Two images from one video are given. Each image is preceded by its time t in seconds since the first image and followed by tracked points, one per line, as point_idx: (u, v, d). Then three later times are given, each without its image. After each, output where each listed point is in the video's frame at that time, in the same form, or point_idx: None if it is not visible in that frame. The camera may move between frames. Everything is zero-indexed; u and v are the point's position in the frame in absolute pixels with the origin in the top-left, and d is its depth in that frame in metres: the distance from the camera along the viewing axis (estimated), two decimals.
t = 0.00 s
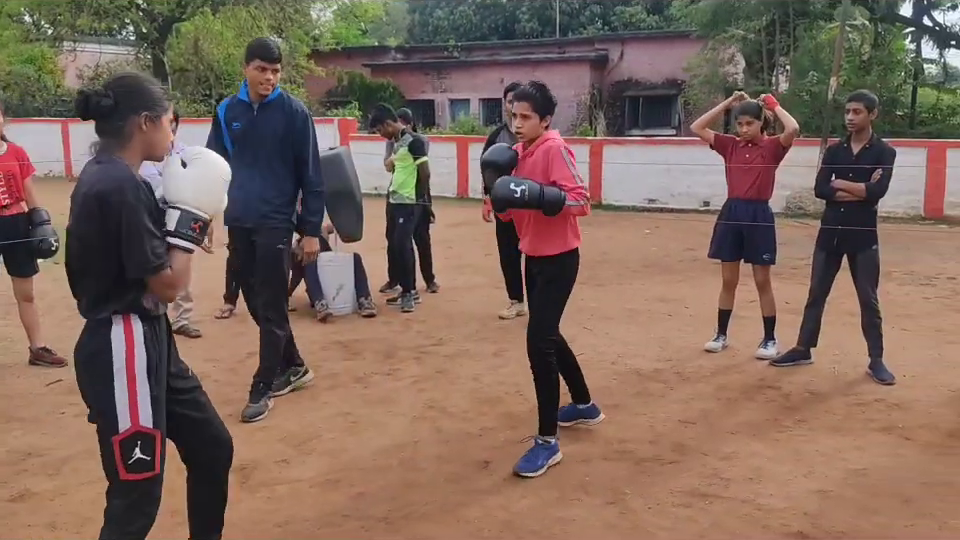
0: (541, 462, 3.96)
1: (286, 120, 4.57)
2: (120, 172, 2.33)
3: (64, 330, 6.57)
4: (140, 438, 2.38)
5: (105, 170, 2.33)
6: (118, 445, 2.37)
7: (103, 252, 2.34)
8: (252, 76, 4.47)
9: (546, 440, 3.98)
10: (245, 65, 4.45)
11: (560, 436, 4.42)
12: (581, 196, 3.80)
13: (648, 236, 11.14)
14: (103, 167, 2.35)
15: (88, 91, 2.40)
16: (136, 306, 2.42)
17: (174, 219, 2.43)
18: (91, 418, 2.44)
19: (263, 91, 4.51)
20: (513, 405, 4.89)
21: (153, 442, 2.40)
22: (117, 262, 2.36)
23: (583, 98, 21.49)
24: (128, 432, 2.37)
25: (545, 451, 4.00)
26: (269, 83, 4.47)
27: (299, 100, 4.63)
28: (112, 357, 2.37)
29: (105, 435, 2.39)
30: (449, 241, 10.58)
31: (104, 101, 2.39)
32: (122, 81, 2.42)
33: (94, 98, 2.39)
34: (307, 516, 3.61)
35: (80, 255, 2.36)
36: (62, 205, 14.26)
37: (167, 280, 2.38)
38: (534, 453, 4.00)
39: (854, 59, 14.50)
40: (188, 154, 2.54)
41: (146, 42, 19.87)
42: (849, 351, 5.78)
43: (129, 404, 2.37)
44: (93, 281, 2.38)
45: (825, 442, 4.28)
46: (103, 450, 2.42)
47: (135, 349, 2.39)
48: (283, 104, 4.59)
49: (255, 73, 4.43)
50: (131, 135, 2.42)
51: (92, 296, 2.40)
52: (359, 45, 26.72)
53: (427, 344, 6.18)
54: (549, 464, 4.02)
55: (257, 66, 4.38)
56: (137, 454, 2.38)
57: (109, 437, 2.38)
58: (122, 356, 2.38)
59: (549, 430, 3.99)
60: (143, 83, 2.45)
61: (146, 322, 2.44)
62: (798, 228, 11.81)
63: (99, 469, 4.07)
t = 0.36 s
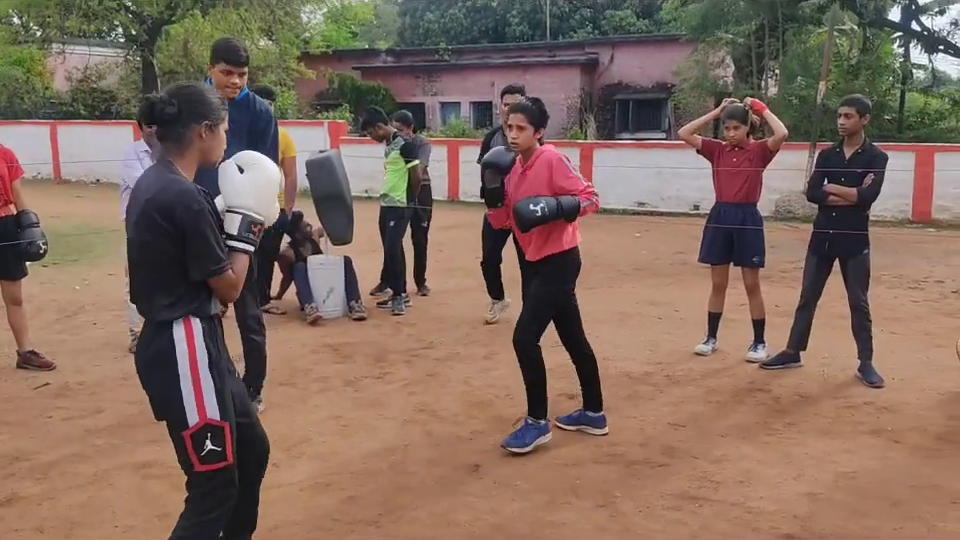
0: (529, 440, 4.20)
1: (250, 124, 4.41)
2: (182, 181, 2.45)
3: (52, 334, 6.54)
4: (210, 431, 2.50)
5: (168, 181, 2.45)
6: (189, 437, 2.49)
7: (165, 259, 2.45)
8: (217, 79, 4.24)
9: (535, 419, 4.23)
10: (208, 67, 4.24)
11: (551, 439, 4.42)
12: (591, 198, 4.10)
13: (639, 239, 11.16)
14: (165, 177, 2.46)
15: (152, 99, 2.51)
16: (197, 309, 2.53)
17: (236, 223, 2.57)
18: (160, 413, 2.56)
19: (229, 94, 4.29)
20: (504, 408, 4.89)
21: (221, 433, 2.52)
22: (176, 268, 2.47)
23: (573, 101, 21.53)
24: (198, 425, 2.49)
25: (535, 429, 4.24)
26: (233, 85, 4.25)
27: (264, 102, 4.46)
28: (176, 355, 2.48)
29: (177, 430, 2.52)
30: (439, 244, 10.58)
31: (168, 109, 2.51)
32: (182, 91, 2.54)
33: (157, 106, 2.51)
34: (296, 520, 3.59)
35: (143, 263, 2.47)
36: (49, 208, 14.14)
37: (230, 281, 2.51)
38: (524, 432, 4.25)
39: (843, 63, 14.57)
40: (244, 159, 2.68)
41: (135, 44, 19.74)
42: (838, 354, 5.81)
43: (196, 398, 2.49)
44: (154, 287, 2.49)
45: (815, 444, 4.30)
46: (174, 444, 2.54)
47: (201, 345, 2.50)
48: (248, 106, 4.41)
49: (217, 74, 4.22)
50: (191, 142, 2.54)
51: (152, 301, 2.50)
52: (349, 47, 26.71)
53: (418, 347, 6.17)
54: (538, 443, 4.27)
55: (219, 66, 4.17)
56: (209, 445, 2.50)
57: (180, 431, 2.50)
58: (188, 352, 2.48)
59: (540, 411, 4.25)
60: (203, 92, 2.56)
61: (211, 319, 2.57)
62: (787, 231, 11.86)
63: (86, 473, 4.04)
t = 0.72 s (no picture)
0: (526, 439, 4.35)
1: (198, 125, 4.40)
2: (262, 195, 2.67)
3: (53, 338, 6.54)
4: (265, 430, 2.70)
5: (248, 196, 2.66)
6: (245, 432, 2.69)
7: (248, 267, 2.67)
8: (157, 82, 4.20)
9: (529, 420, 4.38)
10: (149, 71, 4.19)
11: (551, 444, 4.41)
12: (538, 220, 4.10)
13: (640, 244, 11.16)
14: (243, 191, 2.68)
15: (227, 121, 2.71)
16: (273, 312, 2.77)
17: (307, 229, 2.75)
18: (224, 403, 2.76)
19: (170, 98, 4.26)
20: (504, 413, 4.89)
21: (274, 433, 2.73)
22: (256, 275, 2.70)
23: (574, 107, 21.55)
24: (255, 422, 2.69)
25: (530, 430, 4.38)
26: (174, 86, 4.23)
27: (209, 102, 4.49)
28: (251, 357, 2.70)
29: (233, 422, 2.72)
30: (439, 249, 10.59)
31: (241, 130, 2.71)
32: (251, 110, 2.74)
33: (232, 126, 2.72)
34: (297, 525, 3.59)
35: (225, 272, 2.68)
36: (50, 213, 14.13)
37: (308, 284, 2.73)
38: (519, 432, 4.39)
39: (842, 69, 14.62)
40: (308, 170, 2.86)
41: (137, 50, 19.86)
42: (839, 360, 5.81)
43: (259, 397, 2.70)
44: (236, 294, 2.70)
45: (815, 450, 4.29)
46: (229, 435, 2.74)
47: (270, 351, 2.73)
48: (193, 108, 4.42)
49: (160, 77, 4.18)
50: (263, 158, 2.76)
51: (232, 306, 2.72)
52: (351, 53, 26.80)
53: (418, 352, 6.17)
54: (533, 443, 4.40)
55: (160, 68, 4.15)
56: (260, 443, 2.70)
57: (238, 425, 2.70)
58: (259, 356, 2.70)
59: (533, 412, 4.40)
60: (266, 112, 2.77)
61: (280, 324, 2.80)
62: (788, 236, 11.87)
63: (87, 478, 4.04)
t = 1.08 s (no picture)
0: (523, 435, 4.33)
1: (170, 130, 4.30)
2: (323, 170, 2.94)
3: (64, 345, 6.57)
4: (348, 389, 3.03)
5: (312, 171, 2.93)
6: (332, 396, 3.00)
7: (313, 237, 2.94)
8: (131, 89, 4.10)
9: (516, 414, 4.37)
10: (121, 77, 4.08)
11: (561, 453, 4.40)
12: (514, 212, 4.34)
13: (649, 253, 11.16)
14: (304, 169, 2.94)
15: (294, 103, 3.00)
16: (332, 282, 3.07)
17: (364, 205, 3.10)
18: (303, 378, 3.05)
19: (143, 104, 4.17)
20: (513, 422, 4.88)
21: (356, 390, 3.05)
22: (319, 244, 2.96)
23: (582, 116, 21.58)
24: (338, 385, 3.01)
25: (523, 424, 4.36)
26: (148, 91, 4.14)
27: (181, 106, 4.39)
28: (320, 327, 2.99)
29: (318, 393, 3.03)
30: (449, 257, 10.60)
31: (306, 112, 3.00)
32: (311, 94, 3.03)
33: (296, 110, 3.01)
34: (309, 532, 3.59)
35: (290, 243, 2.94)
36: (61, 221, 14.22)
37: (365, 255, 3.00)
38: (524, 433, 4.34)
39: (852, 78, 14.59)
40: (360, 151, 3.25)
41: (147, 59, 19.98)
42: (850, 369, 5.78)
43: (338, 361, 3.01)
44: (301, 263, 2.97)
45: (827, 460, 4.27)
46: (316, 403, 3.05)
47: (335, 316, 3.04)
48: (164, 112, 4.31)
49: (133, 84, 4.09)
50: (324, 138, 3.06)
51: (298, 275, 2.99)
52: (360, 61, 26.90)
53: (428, 360, 6.17)
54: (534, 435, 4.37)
55: (133, 74, 4.07)
56: (348, 401, 3.02)
57: (325, 391, 3.01)
58: (327, 324, 3.00)
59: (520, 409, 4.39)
60: (329, 98, 3.08)
61: (339, 291, 3.10)
62: (797, 246, 11.85)
63: (98, 484, 4.05)
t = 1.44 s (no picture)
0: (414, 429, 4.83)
1: (182, 152, 4.02)
2: (390, 203, 3.24)
3: (94, 356, 6.65)
4: (404, 402, 3.26)
5: (382, 204, 3.22)
6: (390, 406, 3.23)
7: (384, 263, 3.21)
8: (158, 102, 3.86)
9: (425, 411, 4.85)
10: (150, 88, 3.84)
11: (588, 467, 4.39)
12: (507, 222, 4.79)
13: (674, 267, 11.11)
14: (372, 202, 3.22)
15: (357, 141, 3.26)
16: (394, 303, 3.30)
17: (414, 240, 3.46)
18: (363, 385, 3.25)
19: (165, 118, 3.92)
20: (539, 436, 4.88)
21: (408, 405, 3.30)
22: (386, 270, 3.23)
23: (607, 129, 21.55)
24: (396, 397, 3.24)
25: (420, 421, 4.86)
26: (173, 107, 3.90)
27: (198, 129, 4.12)
28: (388, 341, 3.23)
29: (376, 400, 3.24)
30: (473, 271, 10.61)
31: (367, 147, 3.27)
32: (369, 132, 3.30)
33: (357, 149, 3.26)
34: None
35: (362, 268, 3.19)
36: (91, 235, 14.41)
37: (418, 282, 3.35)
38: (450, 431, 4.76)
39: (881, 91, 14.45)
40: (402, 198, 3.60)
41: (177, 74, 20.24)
42: (881, 386, 5.71)
43: (398, 375, 3.24)
44: (370, 287, 3.20)
45: (859, 478, 4.21)
46: (370, 409, 3.26)
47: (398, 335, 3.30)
48: (181, 133, 4.04)
49: (158, 96, 3.85)
50: (382, 172, 3.34)
51: (365, 299, 3.22)
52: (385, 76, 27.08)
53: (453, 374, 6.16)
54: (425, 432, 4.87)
55: (164, 87, 3.84)
56: (402, 413, 3.26)
57: (384, 400, 3.23)
58: (392, 342, 3.25)
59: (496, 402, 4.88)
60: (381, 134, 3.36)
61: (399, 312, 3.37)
62: (825, 260, 11.74)
63: (128, 495, 4.08)
